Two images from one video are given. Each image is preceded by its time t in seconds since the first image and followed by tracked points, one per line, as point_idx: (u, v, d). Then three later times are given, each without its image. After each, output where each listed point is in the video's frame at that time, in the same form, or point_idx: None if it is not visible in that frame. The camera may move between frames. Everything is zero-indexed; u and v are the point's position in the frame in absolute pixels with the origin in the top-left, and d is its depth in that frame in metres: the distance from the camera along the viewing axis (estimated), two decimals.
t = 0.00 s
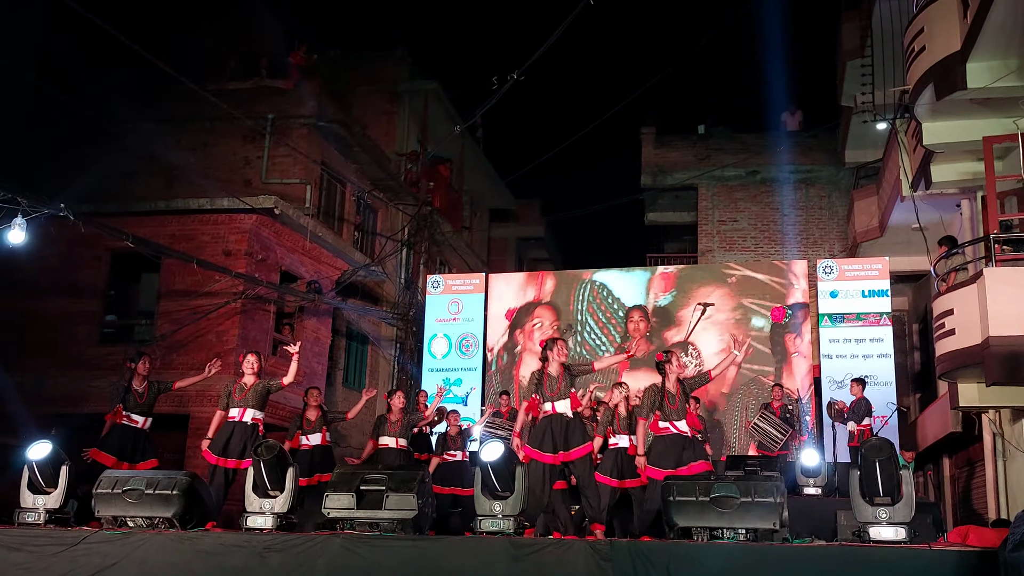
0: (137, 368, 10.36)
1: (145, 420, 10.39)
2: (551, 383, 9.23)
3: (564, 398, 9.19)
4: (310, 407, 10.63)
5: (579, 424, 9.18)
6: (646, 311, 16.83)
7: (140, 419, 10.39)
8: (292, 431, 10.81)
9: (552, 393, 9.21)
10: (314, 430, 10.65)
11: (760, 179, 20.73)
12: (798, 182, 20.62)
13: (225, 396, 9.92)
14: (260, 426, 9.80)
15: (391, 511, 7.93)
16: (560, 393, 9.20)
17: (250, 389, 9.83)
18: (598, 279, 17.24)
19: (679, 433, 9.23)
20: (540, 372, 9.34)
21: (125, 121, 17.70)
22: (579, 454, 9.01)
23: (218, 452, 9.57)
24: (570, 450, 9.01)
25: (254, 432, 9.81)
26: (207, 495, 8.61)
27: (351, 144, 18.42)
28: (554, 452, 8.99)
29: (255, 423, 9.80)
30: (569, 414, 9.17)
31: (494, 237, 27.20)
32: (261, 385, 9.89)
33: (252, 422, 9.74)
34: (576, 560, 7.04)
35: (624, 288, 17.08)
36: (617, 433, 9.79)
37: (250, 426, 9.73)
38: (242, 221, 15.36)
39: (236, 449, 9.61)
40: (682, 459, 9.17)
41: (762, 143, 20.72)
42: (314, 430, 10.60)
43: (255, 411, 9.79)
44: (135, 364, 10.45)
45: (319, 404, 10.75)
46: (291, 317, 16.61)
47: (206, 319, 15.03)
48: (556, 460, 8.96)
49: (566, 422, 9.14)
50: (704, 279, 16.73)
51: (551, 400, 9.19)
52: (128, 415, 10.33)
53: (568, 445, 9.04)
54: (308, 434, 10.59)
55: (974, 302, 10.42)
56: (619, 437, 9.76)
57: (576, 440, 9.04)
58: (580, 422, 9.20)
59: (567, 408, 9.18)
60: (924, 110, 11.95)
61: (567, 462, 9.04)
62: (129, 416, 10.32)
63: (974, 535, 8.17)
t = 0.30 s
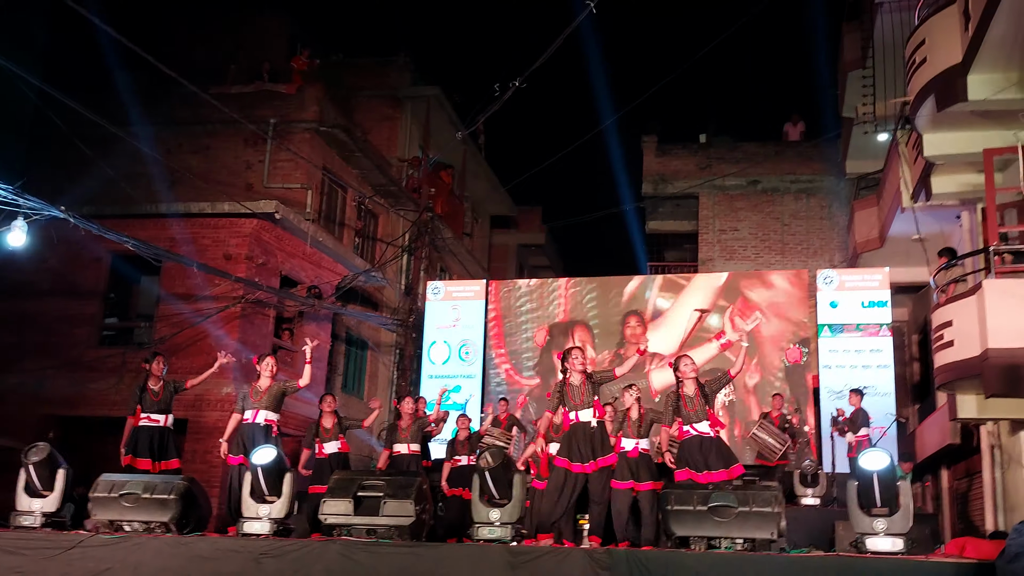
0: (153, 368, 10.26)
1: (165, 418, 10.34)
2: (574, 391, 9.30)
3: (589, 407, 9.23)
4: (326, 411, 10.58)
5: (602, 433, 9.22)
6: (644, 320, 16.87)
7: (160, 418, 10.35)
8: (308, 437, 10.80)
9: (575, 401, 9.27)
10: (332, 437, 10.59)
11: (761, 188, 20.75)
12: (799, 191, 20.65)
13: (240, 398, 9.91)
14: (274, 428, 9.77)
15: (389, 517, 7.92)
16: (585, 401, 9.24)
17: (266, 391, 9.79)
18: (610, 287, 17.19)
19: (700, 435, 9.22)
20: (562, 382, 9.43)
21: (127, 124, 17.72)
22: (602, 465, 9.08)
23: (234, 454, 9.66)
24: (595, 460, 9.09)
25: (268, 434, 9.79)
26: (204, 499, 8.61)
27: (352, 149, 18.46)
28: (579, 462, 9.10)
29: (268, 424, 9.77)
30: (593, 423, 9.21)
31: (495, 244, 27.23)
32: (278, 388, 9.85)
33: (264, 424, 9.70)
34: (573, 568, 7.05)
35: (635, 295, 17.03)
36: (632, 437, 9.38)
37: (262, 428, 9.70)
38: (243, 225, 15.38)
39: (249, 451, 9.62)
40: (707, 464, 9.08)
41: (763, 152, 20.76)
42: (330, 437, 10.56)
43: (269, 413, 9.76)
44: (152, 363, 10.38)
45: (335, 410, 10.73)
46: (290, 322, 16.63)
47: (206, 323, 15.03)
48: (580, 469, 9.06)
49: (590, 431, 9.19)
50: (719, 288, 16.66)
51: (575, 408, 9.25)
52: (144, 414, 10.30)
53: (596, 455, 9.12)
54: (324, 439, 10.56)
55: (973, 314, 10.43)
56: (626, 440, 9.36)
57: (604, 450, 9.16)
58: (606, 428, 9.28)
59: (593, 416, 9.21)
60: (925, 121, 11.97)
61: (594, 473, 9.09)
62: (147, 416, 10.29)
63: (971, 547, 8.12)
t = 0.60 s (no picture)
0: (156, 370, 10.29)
1: (165, 422, 10.29)
2: (578, 399, 9.30)
3: (590, 415, 9.17)
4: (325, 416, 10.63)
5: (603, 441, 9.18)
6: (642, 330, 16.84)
7: (160, 422, 10.30)
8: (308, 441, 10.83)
9: (577, 409, 9.28)
10: (330, 441, 10.62)
11: (760, 200, 20.78)
12: (799, 204, 20.67)
13: (240, 400, 9.90)
14: (270, 433, 9.70)
15: (383, 522, 7.91)
16: (588, 409, 9.21)
17: (264, 396, 9.74)
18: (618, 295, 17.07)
19: (703, 448, 9.17)
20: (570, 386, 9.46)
21: (128, 126, 17.74)
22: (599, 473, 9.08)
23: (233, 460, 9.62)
24: (588, 466, 9.08)
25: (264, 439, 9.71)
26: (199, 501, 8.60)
27: (353, 154, 18.47)
28: (576, 468, 9.15)
29: (265, 429, 9.69)
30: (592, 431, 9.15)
31: (494, 251, 27.26)
32: (274, 394, 9.76)
33: (261, 429, 9.63)
34: None
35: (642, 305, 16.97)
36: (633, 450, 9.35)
37: (259, 432, 9.62)
38: (242, 228, 15.39)
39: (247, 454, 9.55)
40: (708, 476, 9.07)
41: (763, 164, 20.80)
42: (328, 441, 10.59)
43: (264, 418, 9.69)
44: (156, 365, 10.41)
45: (337, 415, 10.74)
46: (289, 326, 16.62)
47: (204, 326, 15.02)
48: (578, 475, 9.12)
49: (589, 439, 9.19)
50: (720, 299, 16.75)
51: (577, 416, 9.25)
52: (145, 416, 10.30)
53: (591, 461, 9.11)
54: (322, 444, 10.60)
55: (971, 328, 10.43)
56: (626, 457, 9.29)
57: (599, 457, 9.07)
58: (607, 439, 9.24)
59: (592, 425, 9.15)
60: (925, 136, 12.00)
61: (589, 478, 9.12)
62: (148, 418, 10.29)
63: (966, 561, 8.10)
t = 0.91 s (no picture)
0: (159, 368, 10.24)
1: (169, 420, 10.18)
2: (577, 407, 9.40)
3: (584, 424, 9.31)
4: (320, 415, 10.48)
5: (595, 450, 9.36)
6: (644, 336, 16.87)
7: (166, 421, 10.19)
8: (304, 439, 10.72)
9: (573, 418, 9.39)
10: (321, 440, 10.50)
11: (762, 208, 20.78)
12: (801, 213, 20.65)
13: (249, 397, 9.92)
14: (264, 437, 9.60)
15: (382, 525, 7.89)
16: (583, 419, 9.33)
17: (264, 399, 9.73)
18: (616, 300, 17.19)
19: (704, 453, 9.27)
20: (569, 394, 9.56)
21: (132, 126, 17.75)
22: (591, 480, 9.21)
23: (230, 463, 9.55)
24: (576, 475, 9.31)
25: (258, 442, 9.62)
26: (198, 502, 8.59)
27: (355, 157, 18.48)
28: (568, 475, 9.34)
29: (260, 433, 9.61)
30: (585, 441, 9.30)
31: (496, 255, 27.26)
32: (273, 397, 9.75)
33: (256, 433, 9.56)
34: None
35: (642, 311, 17.00)
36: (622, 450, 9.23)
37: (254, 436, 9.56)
38: (244, 229, 15.38)
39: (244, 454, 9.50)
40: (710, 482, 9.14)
41: (765, 172, 20.81)
42: (320, 439, 10.47)
43: (260, 420, 9.64)
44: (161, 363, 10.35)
45: (332, 414, 10.59)
46: (289, 327, 16.60)
47: (204, 326, 15.00)
48: (568, 481, 9.30)
49: (583, 447, 9.36)
50: (720, 304, 16.67)
51: (572, 425, 9.36)
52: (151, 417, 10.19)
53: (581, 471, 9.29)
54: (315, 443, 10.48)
55: (972, 338, 10.42)
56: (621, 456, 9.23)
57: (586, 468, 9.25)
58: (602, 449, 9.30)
59: (585, 434, 9.29)
60: (927, 145, 12.00)
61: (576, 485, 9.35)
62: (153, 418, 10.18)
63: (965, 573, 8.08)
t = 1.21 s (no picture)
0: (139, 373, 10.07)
1: (138, 425, 10.00)
2: (556, 416, 9.70)
3: (558, 434, 9.64)
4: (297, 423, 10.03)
5: (570, 461, 9.54)
6: (637, 343, 16.69)
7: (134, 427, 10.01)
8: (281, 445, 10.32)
9: (552, 427, 9.70)
10: (295, 449, 10.02)
11: (759, 218, 20.82)
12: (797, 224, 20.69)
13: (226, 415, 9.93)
14: (242, 444, 9.62)
15: (375, 531, 7.86)
16: (562, 427, 9.63)
17: (241, 407, 9.75)
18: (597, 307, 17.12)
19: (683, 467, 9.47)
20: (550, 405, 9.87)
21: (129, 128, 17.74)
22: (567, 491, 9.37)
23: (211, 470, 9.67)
24: (557, 486, 9.46)
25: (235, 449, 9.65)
26: (190, 506, 8.56)
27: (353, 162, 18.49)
28: (541, 487, 9.53)
29: (238, 440, 9.65)
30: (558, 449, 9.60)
31: (493, 262, 27.28)
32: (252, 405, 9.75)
33: (231, 439, 9.61)
34: None
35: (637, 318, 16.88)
36: (595, 470, 9.42)
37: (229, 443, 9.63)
38: (240, 233, 15.34)
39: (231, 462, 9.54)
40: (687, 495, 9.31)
41: (762, 183, 20.87)
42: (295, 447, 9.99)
43: (236, 428, 9.65)
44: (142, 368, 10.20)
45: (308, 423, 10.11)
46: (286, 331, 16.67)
47: (199, 329, 14.95)
48: (541, 492, 9.50)
49: (558, 457, 9.58)
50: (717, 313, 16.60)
51: (550, 433, 9.68)
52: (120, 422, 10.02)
53: (552, 480, 9.51)
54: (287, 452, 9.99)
55: (967, 350, 10.44)
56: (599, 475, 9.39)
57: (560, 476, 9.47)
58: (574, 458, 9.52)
59: (558, 444, 9.62)
60: (924, 157, 12.04)
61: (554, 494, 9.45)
62: (122, 423, 10.01)
63: None
